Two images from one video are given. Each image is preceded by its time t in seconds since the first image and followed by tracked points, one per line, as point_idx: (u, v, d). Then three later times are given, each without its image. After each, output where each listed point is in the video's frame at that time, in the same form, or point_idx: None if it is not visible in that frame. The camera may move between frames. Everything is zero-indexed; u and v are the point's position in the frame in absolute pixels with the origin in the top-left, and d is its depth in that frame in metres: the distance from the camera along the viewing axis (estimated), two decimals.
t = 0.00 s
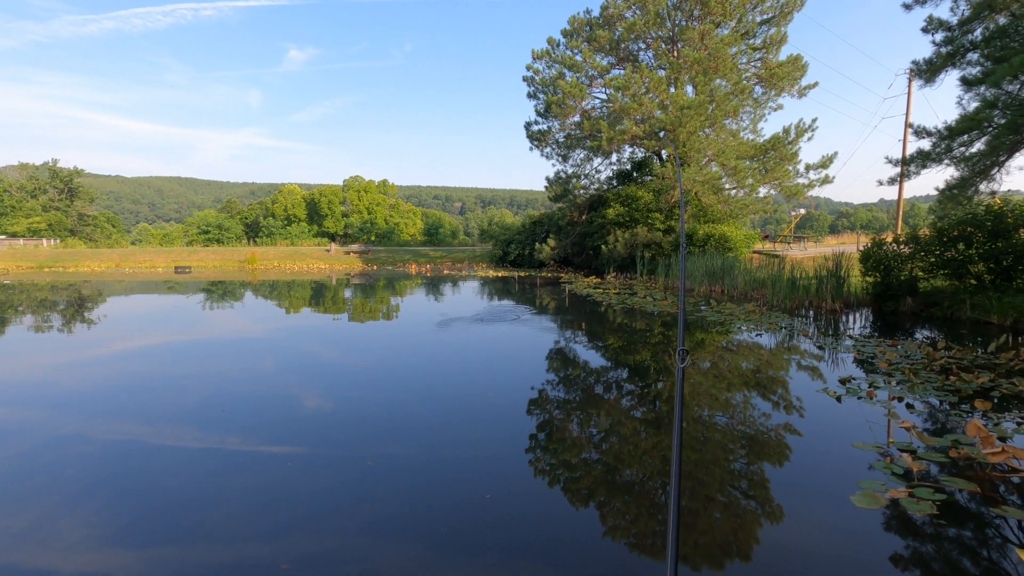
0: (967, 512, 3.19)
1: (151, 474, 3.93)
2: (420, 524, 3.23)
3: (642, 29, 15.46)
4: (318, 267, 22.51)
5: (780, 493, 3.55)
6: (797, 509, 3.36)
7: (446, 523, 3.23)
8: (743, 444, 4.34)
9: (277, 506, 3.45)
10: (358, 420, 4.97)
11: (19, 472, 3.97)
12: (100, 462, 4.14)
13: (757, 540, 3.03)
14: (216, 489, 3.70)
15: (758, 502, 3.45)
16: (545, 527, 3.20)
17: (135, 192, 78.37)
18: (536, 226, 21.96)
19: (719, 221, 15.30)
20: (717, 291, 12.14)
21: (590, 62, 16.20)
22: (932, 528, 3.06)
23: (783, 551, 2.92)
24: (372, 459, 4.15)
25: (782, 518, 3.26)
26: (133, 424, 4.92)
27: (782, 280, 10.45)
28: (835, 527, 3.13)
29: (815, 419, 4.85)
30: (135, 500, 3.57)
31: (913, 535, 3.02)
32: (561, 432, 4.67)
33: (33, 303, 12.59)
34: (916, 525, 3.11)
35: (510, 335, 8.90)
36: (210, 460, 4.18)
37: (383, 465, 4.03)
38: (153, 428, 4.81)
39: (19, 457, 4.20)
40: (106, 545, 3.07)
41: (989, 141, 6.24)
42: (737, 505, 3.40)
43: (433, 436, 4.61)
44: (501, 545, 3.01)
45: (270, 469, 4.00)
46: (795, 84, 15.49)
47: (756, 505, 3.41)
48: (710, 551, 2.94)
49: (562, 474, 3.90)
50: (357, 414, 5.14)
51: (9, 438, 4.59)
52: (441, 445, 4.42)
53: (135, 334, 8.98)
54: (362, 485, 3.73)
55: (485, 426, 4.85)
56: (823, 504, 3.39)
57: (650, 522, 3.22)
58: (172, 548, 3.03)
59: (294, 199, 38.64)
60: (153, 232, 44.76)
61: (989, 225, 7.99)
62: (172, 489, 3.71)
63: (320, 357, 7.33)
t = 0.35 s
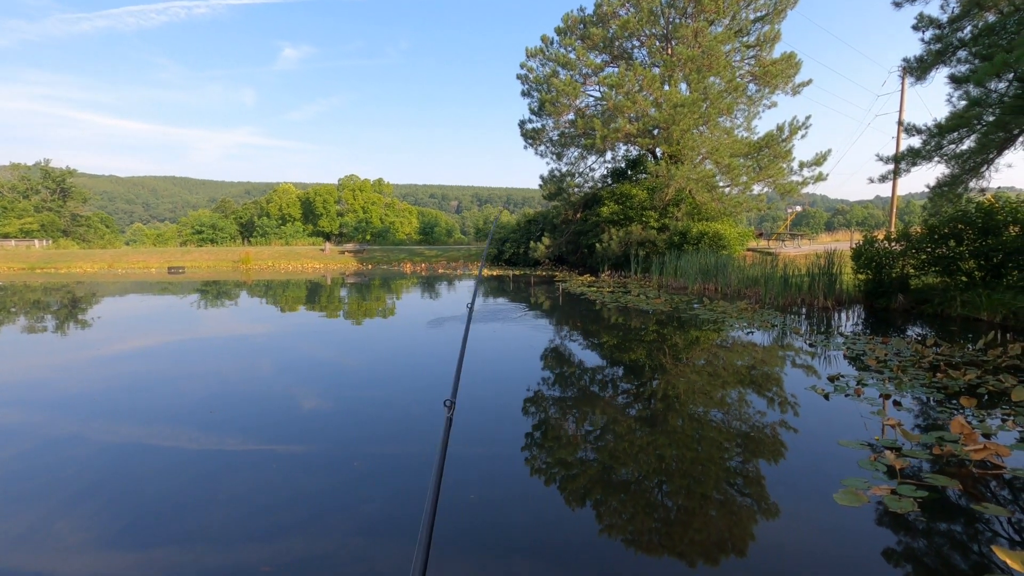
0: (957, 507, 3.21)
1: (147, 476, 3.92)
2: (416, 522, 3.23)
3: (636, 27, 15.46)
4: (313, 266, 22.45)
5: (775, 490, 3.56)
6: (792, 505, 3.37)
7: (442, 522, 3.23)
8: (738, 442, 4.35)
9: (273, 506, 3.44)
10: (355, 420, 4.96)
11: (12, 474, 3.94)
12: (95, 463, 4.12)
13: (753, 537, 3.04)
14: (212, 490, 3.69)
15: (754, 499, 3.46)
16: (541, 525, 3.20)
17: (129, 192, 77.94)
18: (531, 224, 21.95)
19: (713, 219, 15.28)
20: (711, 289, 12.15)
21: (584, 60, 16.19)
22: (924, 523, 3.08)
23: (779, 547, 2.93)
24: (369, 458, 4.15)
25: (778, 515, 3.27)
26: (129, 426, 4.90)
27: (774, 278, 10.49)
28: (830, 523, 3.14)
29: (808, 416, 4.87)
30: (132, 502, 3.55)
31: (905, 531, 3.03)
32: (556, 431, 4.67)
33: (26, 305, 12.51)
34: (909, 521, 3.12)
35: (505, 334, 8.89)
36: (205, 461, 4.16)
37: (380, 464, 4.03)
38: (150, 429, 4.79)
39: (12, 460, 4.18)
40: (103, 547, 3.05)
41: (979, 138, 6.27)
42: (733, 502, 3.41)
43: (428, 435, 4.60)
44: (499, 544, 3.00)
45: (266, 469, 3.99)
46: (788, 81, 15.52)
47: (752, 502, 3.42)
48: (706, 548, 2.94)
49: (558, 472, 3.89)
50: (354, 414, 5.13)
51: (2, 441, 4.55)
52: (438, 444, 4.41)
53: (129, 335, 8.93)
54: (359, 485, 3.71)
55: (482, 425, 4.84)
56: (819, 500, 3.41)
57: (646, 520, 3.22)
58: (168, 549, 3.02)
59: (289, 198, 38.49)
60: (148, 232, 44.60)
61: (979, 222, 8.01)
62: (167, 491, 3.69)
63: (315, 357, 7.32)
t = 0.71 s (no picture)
0: (942, 498, 3.24)
1: (139, 475, 3.89)
2: (411, 518, 3.23)
3: (627, 22, 15.46)
4: (304, 263, 22.29)
5: (766, 483, 3.59)
6: (783, 497, 3.40)
7: (437, 518, 3.23)
8: (730, 435, 4.38)
9: (268, 504, 3.43)
10: (349, 416, 4.95)
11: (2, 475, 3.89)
12: (85, 463, 4.08)
13: (744, 528, 3.07)
14: (206, 488, 3.67)
15: (745, 491, 3.48)
16: (535, 519, 3.21)
17: (117, 188, 77.05)
18: (523, 219, 21.95)
19: (704, 214, 15.37)
20: (702, 284, 12.20)
21: (576, 54, 16.16)
22: (911, 514, 3.11)
23: (770, 538, 2.96)
24: (363, 454, 4.14)
25: (769, 507, 3.29)
26: (121, 424, 4.85)
27: (764, 272, 10.56)
28: (820, 514, 3.17)
29: (798, 409, 4.90)
30: (126, 501, 3.52)
31: (893, 522, 3.05)
32: (549, 426, 4.68)
33: (13, 303, 12.35)
34: (896, 511, 3.15)
35: (497, 329, 8.90)
36: (198, 459, 4.13)
37: (374, 460, 4.02)
38: (142, 428, 4.75)
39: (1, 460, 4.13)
40: (97, 547, 3.02)
41: (965, 133, 6.32)
42: (725, 495, 3.43)
43: (423, 431, 4.60)
44: (495, 539, 3.01)
45: (260, 466, 3.97)
46: (779, 76, 15.59)
47: (743, 494, 3.45)
48: (698, 540, 2.97)
49: (551, 467, 3.90)
50: (348, 410, 5.11)
51: None
52: (431, 440, 4.41)
53: (118, 333, 8.83)
54: (355, 481, 3.70)
55: (476, 421, 4.85)
56: (808, 493, 3.44)
57: (638, 512, 3.24)
58: (162, 548, 3.00)
59: (279, 194, 38.18)
60: (136, 228, 44.14)
61: (965, 217, 8.11)
62: (160, 490, 3.67)
63: (307, 353, 7.28)
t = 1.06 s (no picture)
0: (932, 492, 3.28)
1: (132, 474, 3.87)
2: (406, 515, 3.23)
3: (620, 19, 15.46)
4: (297, 261, 22.20)
5: (758, 478, 3.61)
6: (775, 491, 3.43)
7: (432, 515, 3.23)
8: (723, 431, 4.40)
9: (263, 502, 3.43)
10: (343, 415, 4.93)
11: None
12: (78, 462, 4.05)
13: (737, 524, 3.09)
14: (200, 486, 3.66)
15: (738, 487, 3.51)
16: (530, 515, 3.23)
17: (108, 185, 76.36)
18: (517, 217, 21.94)
19: (697, 211, 15.49)
20: (694, 280, 12.25)
21: (569, 51, 16.15)
22: (901, 508, 3.13)
23: (763, 533, 2.98)
24: (357, 451, 4.14)
25: (761, 502, 3.31)
26: (112, 424, 4.82)
27: (756, 269, 10.61)
28: (812, 509, 3.20)
29: (790, 405, 4.94)
30: (118, 500, 3.50)
31: (883, 516, 3.08)
32: (543, 423, 4.69)
33: (3, 303, 12.23)
34: (886, 506, 3.17)
35: (491, 326, 8.89)
36: (192, 458, 4.12)
37: (368, 458, 4.02)
38: (135, 427, 4.72)
39: None
40: (91, 547, 3.01)
41: (954, 130, 6.36)
42: (718, 490, 3.46)
43: (417, 428, 4.60)
44: (489, 535, 3.01)
45: (255, 464, 3.97)
46: (771, 73, 15.63)
47: (736, 490, 3.47)
48: (692, 536, 2.99)
49: (545, 464, 3.90)
50: (341, 408, 5.10)
51: None
52: (426, 438, 4.41)
53: (109, 332, 8.77)
54: (348, 479, 3.70)
55: (469, 418, 4.84)
56: (801, 487, 3.46)
57: (632, 509, 3.25)
58: (156, 547, 2.99)
59: (272, 191, 37.94)
60: (128, 226, 43.83)
61: (955, 213, 8.20)
62: (154, 489, 3.65)
63: (301, 352, 7.26)
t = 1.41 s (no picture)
0: (917, 479, 3.33)
1: (123, 472, 3.84)
2: (400, 510, 3.23)
3: (610, 11, 15.42)
4: (287, 256, 22.05)
5: (748, 468, 3.65)
6: (765, 481, 3.47)
7: (426, 509, 3.24)
8: (714, 422, 4.45)
9: (257, 499, 3.42)
10: (334, 410, 4.92)
11: None
12: (68, 462, 4.02)
13: (728, 513, 3.13)
14: (192, 484, 3.65)
15: (729, 477, 3.54)
16: (524, 508, 3.24)
17: (93, 181, 75.27)
18: (508, 210, 21.91)
19: (687, 203, 15.29)
20: (685, 273, 12.31)
21: (559, 44, 16.10)
22: (886, 495, 3.18)
23: (754, 522, 3.02)
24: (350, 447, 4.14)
25: (752, 492, 3.35)
26: (102, 422, 4.78)
27: (746, 261, 10.68)
28: (802, 498, 3.24)
29: (779, 395, 4.99)
30: (107, 500, 3.47)
31: (870, 503, 3.12)
32: (535, 416, 4.71)
33: None
34: (873, 493, 3.22)
35: (483, 320, 8.89)
36: (184, 455, 4.09)
37: (362, 454, 4.02)
38: (123, 426, 4.68)
39: None
40: (83, 546, 2.99)
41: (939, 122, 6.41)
42: (709, 481, 3.49)
43: (410, 423, 4.61)
44: (481, 529, 3.02)
45: (247, 461, 3.95)
46: (760, 66, 15.67)
47: (727, 480, 3.51)
48: (683, 526, 3.01)
49: (538, 457, 3.92)
50: (332, 404, 5.08)
51: None
52: (419, 432, 4.41)
53: (97, 330, 8.67)
54: (341, 476, 3.69)
55: (461, 412, 4.84)
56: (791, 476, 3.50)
57: (624, 500, 3.28)
58: (148, 546, 2.97)
59: (261, 186, 37.56)
60: (115, 222, 43.35)
61: (941, 204, 8.33)
62: (145, 487, 3.62)
63: (292, 348, 7.22)
